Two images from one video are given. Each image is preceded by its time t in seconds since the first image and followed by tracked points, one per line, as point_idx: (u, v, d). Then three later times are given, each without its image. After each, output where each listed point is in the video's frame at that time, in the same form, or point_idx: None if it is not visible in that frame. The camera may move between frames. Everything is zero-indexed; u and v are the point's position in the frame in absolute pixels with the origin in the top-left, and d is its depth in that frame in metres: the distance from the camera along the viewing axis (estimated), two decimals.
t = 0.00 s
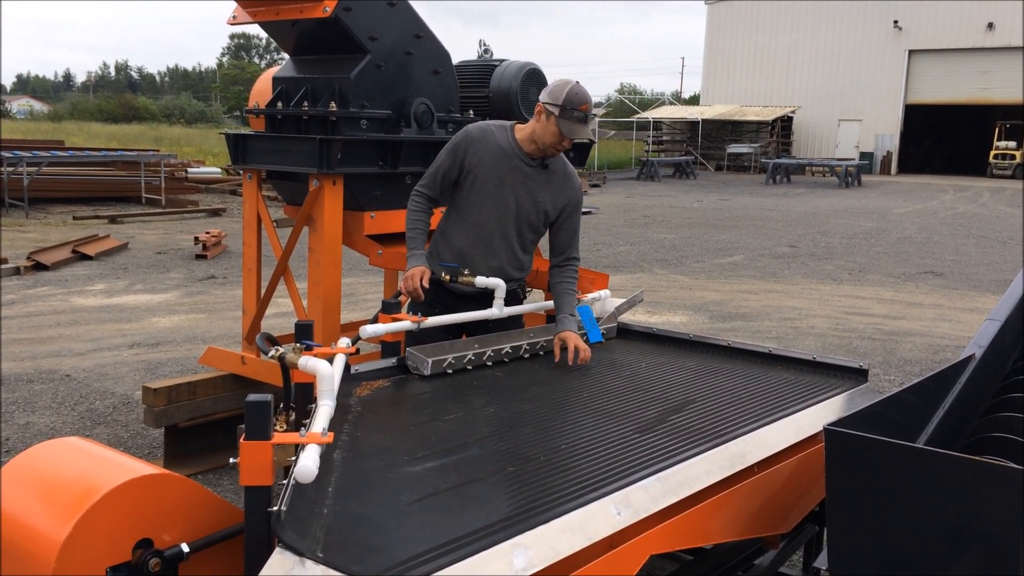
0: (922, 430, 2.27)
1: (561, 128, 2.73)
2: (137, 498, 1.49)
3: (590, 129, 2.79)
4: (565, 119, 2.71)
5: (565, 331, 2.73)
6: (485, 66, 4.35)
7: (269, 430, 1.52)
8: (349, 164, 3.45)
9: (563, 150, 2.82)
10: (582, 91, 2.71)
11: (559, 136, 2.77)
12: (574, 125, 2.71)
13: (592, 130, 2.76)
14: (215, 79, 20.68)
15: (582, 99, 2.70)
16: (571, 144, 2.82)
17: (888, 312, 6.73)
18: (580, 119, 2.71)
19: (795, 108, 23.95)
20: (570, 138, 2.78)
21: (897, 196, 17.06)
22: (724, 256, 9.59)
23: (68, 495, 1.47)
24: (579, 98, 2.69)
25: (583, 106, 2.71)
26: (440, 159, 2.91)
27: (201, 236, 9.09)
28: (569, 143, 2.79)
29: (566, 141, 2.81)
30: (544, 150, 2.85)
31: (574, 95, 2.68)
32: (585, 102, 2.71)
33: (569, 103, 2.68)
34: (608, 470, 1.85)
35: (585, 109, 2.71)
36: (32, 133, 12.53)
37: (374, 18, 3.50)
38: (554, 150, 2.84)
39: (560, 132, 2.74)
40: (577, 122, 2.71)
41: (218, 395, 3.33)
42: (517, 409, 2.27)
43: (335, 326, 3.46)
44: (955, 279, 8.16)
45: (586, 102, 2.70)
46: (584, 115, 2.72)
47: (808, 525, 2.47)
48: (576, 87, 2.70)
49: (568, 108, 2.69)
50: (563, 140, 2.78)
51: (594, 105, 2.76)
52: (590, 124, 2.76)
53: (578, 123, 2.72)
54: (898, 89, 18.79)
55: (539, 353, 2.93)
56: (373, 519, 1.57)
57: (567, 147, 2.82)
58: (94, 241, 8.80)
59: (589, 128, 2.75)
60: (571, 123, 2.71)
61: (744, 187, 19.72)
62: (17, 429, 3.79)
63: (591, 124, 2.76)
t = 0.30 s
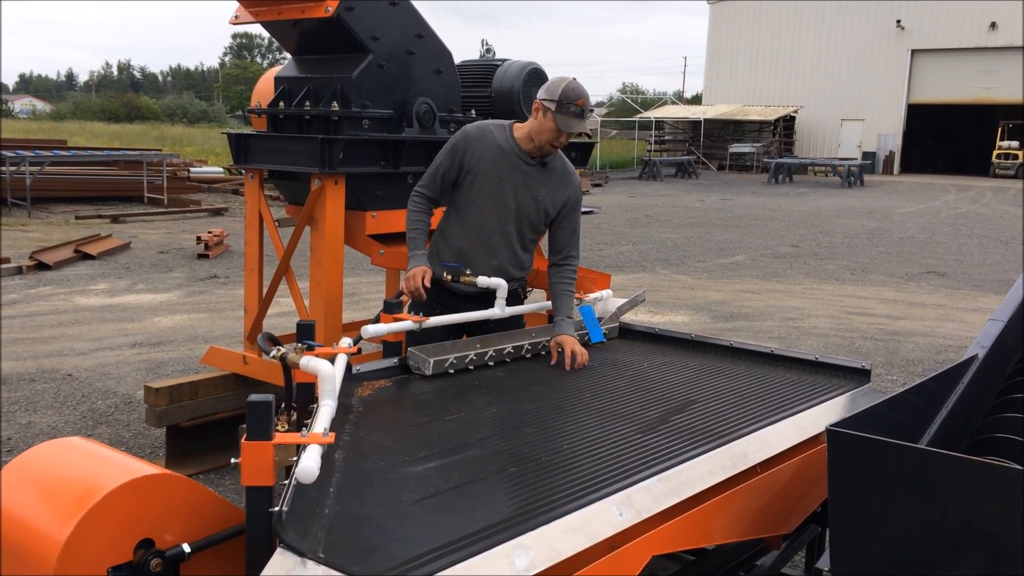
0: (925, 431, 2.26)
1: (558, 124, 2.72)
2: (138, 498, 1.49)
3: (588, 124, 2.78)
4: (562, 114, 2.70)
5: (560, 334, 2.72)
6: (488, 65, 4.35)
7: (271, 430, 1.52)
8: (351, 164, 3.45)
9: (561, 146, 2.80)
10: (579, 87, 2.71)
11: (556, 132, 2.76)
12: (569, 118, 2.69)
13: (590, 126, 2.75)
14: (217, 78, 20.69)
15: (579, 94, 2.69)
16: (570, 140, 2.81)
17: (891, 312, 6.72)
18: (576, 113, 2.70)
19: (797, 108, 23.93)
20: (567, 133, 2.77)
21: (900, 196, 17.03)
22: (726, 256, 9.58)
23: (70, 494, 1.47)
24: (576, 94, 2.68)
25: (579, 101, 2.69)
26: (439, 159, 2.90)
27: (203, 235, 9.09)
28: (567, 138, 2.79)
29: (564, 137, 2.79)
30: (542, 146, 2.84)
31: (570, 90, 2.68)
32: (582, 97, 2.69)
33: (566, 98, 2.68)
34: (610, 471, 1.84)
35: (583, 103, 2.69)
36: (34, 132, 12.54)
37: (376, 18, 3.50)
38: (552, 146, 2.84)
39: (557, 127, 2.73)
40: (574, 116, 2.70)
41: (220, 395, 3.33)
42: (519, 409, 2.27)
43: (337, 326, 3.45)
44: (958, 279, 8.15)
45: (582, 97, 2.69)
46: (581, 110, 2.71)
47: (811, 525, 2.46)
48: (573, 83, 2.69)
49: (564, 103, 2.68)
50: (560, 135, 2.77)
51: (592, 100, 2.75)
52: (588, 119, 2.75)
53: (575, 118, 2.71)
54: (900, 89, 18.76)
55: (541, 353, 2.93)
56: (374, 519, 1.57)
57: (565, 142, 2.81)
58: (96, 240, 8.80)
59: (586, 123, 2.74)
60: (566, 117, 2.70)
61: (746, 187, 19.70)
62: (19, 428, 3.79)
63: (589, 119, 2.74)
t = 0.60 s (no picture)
0: (925, 432, 2.26)
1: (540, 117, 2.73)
2: (139, 498, 1.49)
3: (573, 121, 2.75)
4: (543, 107, 2.70)
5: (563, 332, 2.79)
6: (489, 65, 4.35)
7: (271, 429, 1.52)
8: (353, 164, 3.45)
9: (545, 142, 2.79)
10: (565, 82, 2.71)
11: (540, 127, 2.76)
12: (548, 109, 2.69)
13: (574, 121, 2.73)
14: (219, 78, 20.68)
15: (561, 88, 2.69)
16: (557, 136, 2.78)
17: (892, 313, 6.72)
18: (557, 106, 2.69)
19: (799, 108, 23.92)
20: (550, 128, 2.76)
21: (902, 196, 17.02)
22: (727, 256, 9.57)
23: (71, 493, 1.47)
24: (557, 87, 2.68)
25: (561, 94, 2.69)
26: (437, 160, 2.89)
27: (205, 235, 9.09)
28: (552, 134, 2.77)
29: (549, 133, 2.78)
30: (532, 143, 2.84)
31: (552, 84, 2.69)
32: (564, 91, 2.69)
33: (546, 91, 2.69)
34: (612, 471, 1.85)
35: (564, 97, 2.69)
36: (36, 132, 12.56)
37: (377, 18, 3.50)
38: (541, 143, 2.82)
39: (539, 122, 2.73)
40: (555, 110, 2.70)
41: (222, 395, 3.33)
42: (520, 409, 2.27)
43: (337, 327, 3.45)
44: (959, 279, 8.14)
45: (564, 91, 2.69)
46: (564, 104, 2.70)
47: (812, 525, 2.46)
48: (557, 78, 2.70)
49: (546, 95, 2.69)
50: (543, 130, 2.76)
51: (577, 96, 2.74)
52: (572, 115, 2.73)
53: (556, 111, 2.70)
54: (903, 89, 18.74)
55: (542, 353, 2.93)
56: (374, 519, 1.57)
57: (553, 139, 2.79)
58: (98, 240, 8.81)
59: (569, 118, 2.72)
60: (546, 108, 2.70)
61: (747, 187, 19.68)
62: (21, 428, 3.80)
63: (571, 114, 2.72)
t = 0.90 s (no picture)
0: (925, 431, 2.26)
1: (510, 127, 2.72)
2: (139, 497, 1.49)
3: (544, 129, 2.73)
4: (511, 116, 2.71)
5: (571, 334, 2.87)
6: (489, 65, 4.36)
7: (271, 429, 1.52)
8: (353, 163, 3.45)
9: (519, 152, 2.77)
10: (533, 90, 2.69)
11: (512, 137, 2.74)
12: (516, 117, 2.69)
13: (543, 129, 2.70)
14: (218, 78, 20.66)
15: (527, 96, 2.68)
16: (530, 146, 2.76)
17: (892, 312, 6.71)
18: (525, 113, 2.68)
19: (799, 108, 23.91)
20: (521, 137, 2.73)
21: (902, 196, 17.01)
22: (727, 255, 9.56)
23: (70, 493, 1.47)
24: (523, 95, 2.67)
25: (528, 102, 2.68)
26: (415, 170, 2.90)
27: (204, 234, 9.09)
28: (524, 144, 2.75)
29: (522, 143, 2.76)
30: (507, 154, 2.83)
31: (519, 92, 2.68)
32: (531, 98, 2.68)
33: (513, 100, 2.69)
34: (611, 470, 1.85)
35: (530, 104, 2.68)
36: (36, 131, 12.55)
37: (377, 18, 3.51)
38: (516, 153, 2.80)
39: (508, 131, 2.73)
40: (523, 118, 2.69)
41: (222, 394, 3.33)
42: (518, 408, 2.28)
43: (337, 326, 3.45)
44: (959, 279, 8.13)
45: (532, 98, 2.67)
46: (532, 111, 2.69)
47: (811, 524, 2.46)
48: (525, 86, 2.70)
49: (514, 105, 2.69)
50: (516, 139, 2.74)
51: (547, 104, 2.71)
52: (541, 123, 2.71)
53: (524, 119, 2.69)
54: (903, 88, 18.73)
55: (542, 353, 2.93)
56: (374, 518, 1.57)
57: (527, 149, 2.77)
58: (97, 239, 8.81)
59: (537, 126, 2.70)
60: (514, 116, 2.69)
61: (748, 187, 19.67)
62: (21, 427, 3.80)
63: (540, 120, 2.70)
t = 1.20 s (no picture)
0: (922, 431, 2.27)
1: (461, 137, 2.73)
2: (137, 499, 1.50)
3: (494, 131, 2.71)
4: (459, 125, 2.72)
5: (555, 338, 2.79)
6: (486, 67, 4.37)
7: (269, 430, 1.53)
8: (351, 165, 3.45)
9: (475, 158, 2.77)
10: (476, 94, 2.67)
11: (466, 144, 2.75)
12: (462, 126, 2.69)
13: (490, 133, 2.68)
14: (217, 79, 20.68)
15: (470, 102, 2.67)
16: (486, 150, 2.75)
17: (889, 313, 6.72)
18: (470, 119, 2.68)
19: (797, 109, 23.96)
20: (473, 144, 2.73)
21: (900, 197, 17.04)
22: (725, 257, 9.57)
23: (67, 495, 1.47)
24: (466, 102, 2.68)
25: (472, 108, 2.67)
26: (382, 179, 2.96)
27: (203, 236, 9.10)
28: (479, 150, 2.74)
29: (476, 149, 2.75)
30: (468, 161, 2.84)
31: (463, 99, 2.68)
32: (474, 104, 2.66)
33: (458, 108, 2.70)
34: (607, 471, 1.85)
35: (475, 110, 2.67)
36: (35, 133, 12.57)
37: (375, 20, 3.51)
38: (473, 159, 2.80)
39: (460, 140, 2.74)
40: (470, 125, 2.69)
41: (220, 396, 3.33)
42: (516, 409, 2.28)
43: (335, 327, 3.46)
44: (957, 280, 8.15)
45: (475, 103, 2.66)
46: (478, 117, 2.68)
47: (808, 525, 2.46)
48: (470, 91, 2.69)
49: (460, 113, 2.70)
50: (469, 147, 2.75)
51: (494, 106, 2.68)
52: (489, 127, 2.69)
53: (470, 126, 2.70)
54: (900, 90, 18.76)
55: (540, 354, 2.94)
56: (372, 519, 1.57)
57: (484, 153, 2.76)
58: (95, 242, 8.81)
59: (484, 131, 2.69)
60: (461, 126, 2.70)
61: (746, 188, 19.70)
62: (19, 429, 3.80)
63: (486, 124, 2.68)
